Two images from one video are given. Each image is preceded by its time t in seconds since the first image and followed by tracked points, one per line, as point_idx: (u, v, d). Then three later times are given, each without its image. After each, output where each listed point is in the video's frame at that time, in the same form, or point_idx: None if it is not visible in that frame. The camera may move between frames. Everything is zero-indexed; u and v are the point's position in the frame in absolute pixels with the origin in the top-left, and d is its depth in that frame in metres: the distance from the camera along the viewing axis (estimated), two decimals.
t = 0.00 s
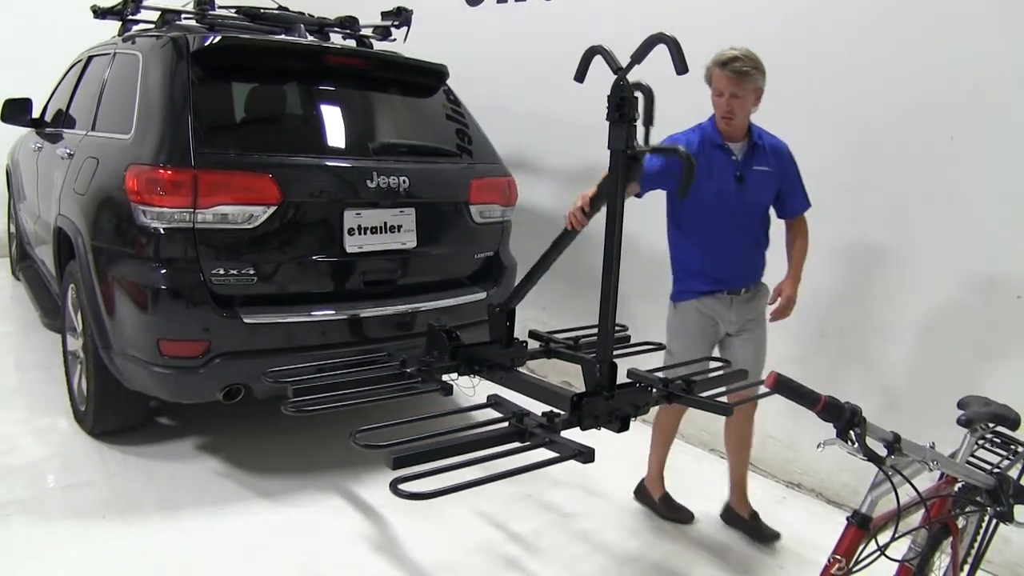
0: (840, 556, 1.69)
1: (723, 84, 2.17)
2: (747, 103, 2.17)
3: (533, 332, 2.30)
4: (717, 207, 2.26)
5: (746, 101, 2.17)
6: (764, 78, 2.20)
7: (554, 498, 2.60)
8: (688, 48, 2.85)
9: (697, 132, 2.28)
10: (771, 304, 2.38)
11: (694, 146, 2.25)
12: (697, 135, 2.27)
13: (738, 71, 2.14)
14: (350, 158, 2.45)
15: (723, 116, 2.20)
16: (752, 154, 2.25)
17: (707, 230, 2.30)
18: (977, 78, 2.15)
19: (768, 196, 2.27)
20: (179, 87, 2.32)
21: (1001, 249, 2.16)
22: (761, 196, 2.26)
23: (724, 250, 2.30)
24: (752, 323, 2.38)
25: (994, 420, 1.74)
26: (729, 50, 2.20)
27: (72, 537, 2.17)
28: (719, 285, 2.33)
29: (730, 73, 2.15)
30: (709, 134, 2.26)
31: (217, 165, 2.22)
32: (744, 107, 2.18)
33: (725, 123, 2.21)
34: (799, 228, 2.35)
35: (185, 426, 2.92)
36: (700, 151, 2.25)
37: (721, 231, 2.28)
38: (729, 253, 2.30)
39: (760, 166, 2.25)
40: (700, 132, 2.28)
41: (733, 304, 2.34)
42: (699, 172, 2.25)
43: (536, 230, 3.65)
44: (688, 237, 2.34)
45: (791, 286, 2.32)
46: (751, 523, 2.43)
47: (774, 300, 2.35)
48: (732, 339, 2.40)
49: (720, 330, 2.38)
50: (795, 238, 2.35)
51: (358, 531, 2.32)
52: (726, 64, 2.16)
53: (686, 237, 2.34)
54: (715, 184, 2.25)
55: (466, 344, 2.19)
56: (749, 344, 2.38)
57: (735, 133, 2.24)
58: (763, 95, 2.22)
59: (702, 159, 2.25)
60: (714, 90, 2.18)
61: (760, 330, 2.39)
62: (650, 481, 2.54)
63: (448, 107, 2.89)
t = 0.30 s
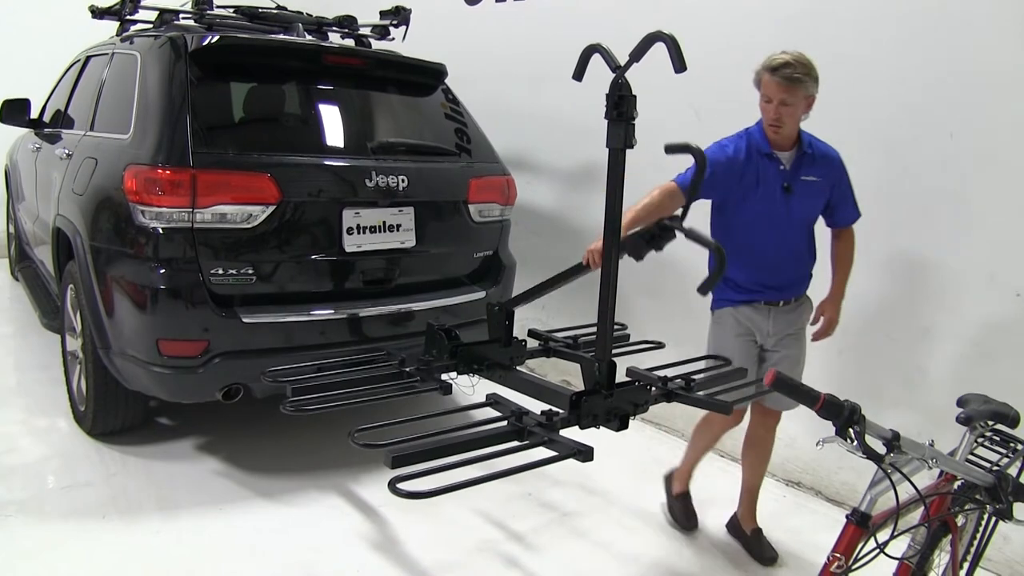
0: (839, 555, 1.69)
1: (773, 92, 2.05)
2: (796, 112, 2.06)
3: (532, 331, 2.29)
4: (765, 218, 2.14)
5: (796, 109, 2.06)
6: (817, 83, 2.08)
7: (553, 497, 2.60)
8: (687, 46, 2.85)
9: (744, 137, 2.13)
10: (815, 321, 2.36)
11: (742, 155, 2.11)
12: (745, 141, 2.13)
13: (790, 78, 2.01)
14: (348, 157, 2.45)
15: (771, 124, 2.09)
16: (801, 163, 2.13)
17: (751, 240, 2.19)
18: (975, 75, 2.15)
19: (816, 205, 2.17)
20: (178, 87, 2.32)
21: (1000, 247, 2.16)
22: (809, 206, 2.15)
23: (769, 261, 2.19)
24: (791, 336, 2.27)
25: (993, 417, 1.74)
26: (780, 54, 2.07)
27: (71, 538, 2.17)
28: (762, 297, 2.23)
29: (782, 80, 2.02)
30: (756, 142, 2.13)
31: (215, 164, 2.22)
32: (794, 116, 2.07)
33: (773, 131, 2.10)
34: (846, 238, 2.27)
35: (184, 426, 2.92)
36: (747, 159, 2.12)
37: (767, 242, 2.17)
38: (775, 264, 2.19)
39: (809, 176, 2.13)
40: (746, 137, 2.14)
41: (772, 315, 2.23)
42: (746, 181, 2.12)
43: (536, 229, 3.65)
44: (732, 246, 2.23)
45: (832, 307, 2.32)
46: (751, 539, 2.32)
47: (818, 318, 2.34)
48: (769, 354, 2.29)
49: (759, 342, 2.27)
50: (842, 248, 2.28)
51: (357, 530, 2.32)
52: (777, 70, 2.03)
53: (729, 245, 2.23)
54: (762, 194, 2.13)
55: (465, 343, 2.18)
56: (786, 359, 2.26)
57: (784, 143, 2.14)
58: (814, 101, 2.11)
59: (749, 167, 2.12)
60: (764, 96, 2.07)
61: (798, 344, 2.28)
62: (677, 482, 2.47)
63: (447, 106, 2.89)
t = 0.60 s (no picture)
0: (838, 551, 1.69)
1: (782, 96, 1.96)
2: (809, 116, 1.97)
3: (532, 327, 2.29)
4: (782, 221, 2.08)
5: (808, 113, 1.96)
6: (831, 82, 1.98)
7: (553, 494, 2.60)
8: (686, 42, 2.84)
9: (758, 141, 2.08)
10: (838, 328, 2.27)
11: (757, 159, 2.05)
12: (760, 144, 2.07)
13: (799, 81, 1.92)
14: (347, 154, 2.45)
15: (783, 130, 2.00)
16: (820, 163, 2.06)
17: (770, 245, 2.12)
18: (975, 71, 2.15)
19: (837, 206, 2.10)
20: (176, 84, 2.31)
21: (1001, 243, 2.16)
22: (829, 208, 2.09)
23: (789, 266, 2.11)
24: (810, 342, 2.19)
25: (993, 413, 1.74)
26: (789, 54, 1.97)
27: (71, 536, 2.17)
28: (785, 304, 2.15)
29: (791, 84, 1.93)
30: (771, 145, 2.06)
31: (214, 162, 2.22)
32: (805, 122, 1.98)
33: (785, 135, 2.01)
34: (871, 236, 2.19)
35: (184, 424, 2.92)
36: (761, 164, 2.06)
37: (787, 245, 2.10)
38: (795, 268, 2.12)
39: (828, 175, 2.06)
40: (759, 141, 2.08)
41: (792, 321, 2.17)
42: (761, 185, 2.06)
43: (535, 226, 3.64)
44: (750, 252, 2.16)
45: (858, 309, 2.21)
46: (751, 535, 2.32)
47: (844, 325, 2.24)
48: (785, 361, 2.21)
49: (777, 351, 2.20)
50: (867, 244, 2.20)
51: (357, 528, 2.32)
52: (786, 73, 1.93)
53: (745, 250, 2.17)
54: (779, 198, 2.07)
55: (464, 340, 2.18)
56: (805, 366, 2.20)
57: (798, 148, 2.07)
58: (829, 101, 2.01)
59: (763, 172, 2.06)
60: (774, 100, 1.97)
61: (815, 351, 2.21)
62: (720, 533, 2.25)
63: (446, 103, 2.89)
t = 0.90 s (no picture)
0: (838, 550, 1.69)
1: (767, 98, 1.92)
2: (797, 115, 1.93)
3: (532, 326, 2.30)
4: (779, 224, 2.08)
5: (796, 113, 1.92)
6: (818, 78, 1.93)
7: (552, 492, 2.60)
8: (686, 40, 2.84)
9: (751, 145, 2.08)
10: (849, 333, 2.24)
11: (749, 164, 2.05)
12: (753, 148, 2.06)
13: (782, 82, 1.88)
14: (347, 152, 2.45)
15: (772, 131, 1.97)
16: (818, 162, 2.04)
17: (770, 248, 2.12)
18: (975, 70, 2.14)
19: (839, 205, 2.07)
20: (176, 83, 2.31)
21: (1000, 242, 2.16)
22: (830, 208, 2.06)
23: (793, 267, 2.11)
24: (821, 345, 2.18)
25: (993, 412, 1.74)
26: (773, 53, 1.92)
27: (70, 534, 2.16)
28: (789, 308, 2.16)
29: (773, 86, 1.89)
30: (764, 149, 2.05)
31: (214, 160, 2.22)
32: (793, 122, 1.94)
33: (776, 137, 1.97)
34: (876, 233, 2.16)
35: (184, 422, 2.92)
36: (755, 168, 2.06)
37: (787, 248, 2.09)
38: (797, 271, 2.11)
39: (827, 175, 2.04)
40: (752, 146, 2.08)
41: (797, 325, 2.17)
42: (756, 190, 2.06)
43: (535, 224, 3.64)
44: (751, 256, 2.16)
45: (869, 312, 2.18)
46: (759, 532, 2.31)
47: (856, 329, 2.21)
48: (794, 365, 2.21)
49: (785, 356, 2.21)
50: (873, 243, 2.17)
51: (357, 526, 2.31)
52: (768, 75, 1.89)
53: (746, 254, 2.17)
54: (776, 202, 2.06)
55: (465, 339, 2.18)
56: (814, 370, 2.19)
57: (791, 148, 2.03)
58: (819, 97, 1.95)
59: (758, 176, 2.06)
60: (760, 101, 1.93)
61: (828, 355, 2.19)
62: (720, 533, 2.26)
63: (446, 101, 2.88)
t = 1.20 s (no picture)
0: (838, 548, 1.69)
1: (769, 99, 1.91)
2: (800, 115, 1.92)
3: (532, 323, 2.30)
4: (782, 224, 2.07)
5: (798, 113, 1.92)
6: (821, 77, 1.92)
7: (552, 490, 2.60)
8: (686, 38, 2.84)
9: (754, 145, 2.08)
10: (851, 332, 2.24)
11: (752, 164, 2.05)
12: (756, 148, 2.06)
13: (784, 82, 1.87)
14: (346, 150, 2.45)
15: (775, 132, 1.96)
16: (820, 161, 2.03)
17: (775, 248, 2.12)
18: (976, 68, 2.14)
19: (843, 204, 2.06)
20: (176, 80, 2.31)
21: (1000, 239, 2.16)
22: (834, 207, 2.05)
23: (798, 267, 2.11)
24: (828, 346, 2.18)
25: (993, 409, 1.74)
26: (774, 53, 1.91)
27: (70, 533, 2.16)
28: (796, 308, 2.15)
29: (775, 86, 1.88)
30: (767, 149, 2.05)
31: (214, 158, 2.22)
32: (795, 122, 1.93)
33: (780, 137, 1.97)
34: (883, 233, 2.15)
35: (184, 420, 2.92)
36: (757, 168, 2.06)
37: (790, 248, 2.09)
38: (801, 271, 2.11)
39: (831, 173, 2.03)
40: (755, 145, 2.07)
41: (805, 325, 2.17)
42: (758, 190, 2.06)
43: (535, 222, 3.64)
44: (755, 256, 2.17)
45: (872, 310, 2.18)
46: (784, 539, 2.30)
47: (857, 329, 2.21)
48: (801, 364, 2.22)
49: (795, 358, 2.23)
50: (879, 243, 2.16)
51: (357, 523, 2.32)
52: (770, 75, 1.89)
53: (752, 254, 2.17)
54: (778, 201, 2.06)
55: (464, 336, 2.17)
56: (822, 372, 2.18)
57: (794, 148, 2.03)
58: (822, 96, 1.95)
59: (761, 176, 2.05)
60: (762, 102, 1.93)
61: (835, 355, 2.19)
62: (721, 531, 2.25)
63: (446, 98, 2.88)
